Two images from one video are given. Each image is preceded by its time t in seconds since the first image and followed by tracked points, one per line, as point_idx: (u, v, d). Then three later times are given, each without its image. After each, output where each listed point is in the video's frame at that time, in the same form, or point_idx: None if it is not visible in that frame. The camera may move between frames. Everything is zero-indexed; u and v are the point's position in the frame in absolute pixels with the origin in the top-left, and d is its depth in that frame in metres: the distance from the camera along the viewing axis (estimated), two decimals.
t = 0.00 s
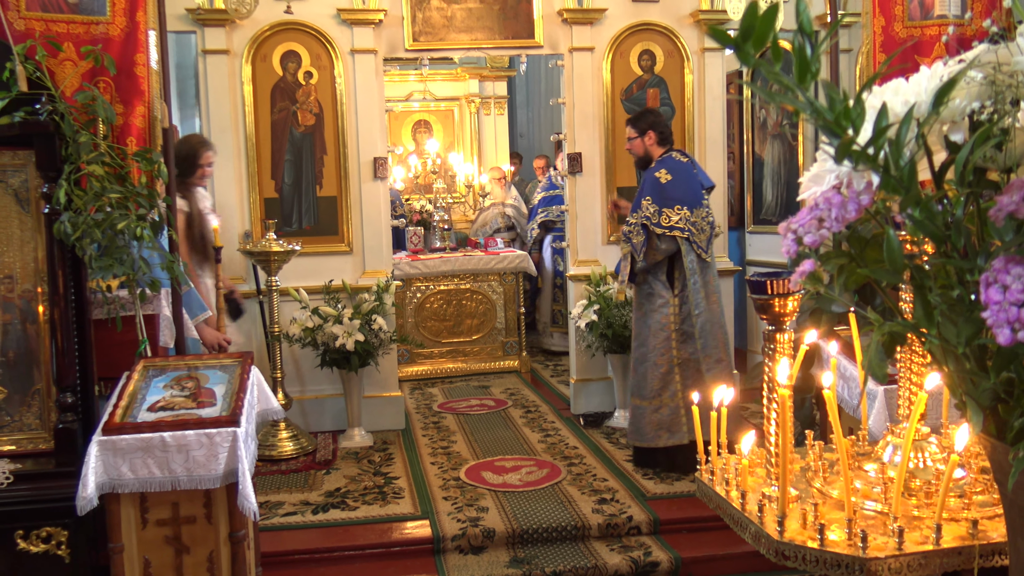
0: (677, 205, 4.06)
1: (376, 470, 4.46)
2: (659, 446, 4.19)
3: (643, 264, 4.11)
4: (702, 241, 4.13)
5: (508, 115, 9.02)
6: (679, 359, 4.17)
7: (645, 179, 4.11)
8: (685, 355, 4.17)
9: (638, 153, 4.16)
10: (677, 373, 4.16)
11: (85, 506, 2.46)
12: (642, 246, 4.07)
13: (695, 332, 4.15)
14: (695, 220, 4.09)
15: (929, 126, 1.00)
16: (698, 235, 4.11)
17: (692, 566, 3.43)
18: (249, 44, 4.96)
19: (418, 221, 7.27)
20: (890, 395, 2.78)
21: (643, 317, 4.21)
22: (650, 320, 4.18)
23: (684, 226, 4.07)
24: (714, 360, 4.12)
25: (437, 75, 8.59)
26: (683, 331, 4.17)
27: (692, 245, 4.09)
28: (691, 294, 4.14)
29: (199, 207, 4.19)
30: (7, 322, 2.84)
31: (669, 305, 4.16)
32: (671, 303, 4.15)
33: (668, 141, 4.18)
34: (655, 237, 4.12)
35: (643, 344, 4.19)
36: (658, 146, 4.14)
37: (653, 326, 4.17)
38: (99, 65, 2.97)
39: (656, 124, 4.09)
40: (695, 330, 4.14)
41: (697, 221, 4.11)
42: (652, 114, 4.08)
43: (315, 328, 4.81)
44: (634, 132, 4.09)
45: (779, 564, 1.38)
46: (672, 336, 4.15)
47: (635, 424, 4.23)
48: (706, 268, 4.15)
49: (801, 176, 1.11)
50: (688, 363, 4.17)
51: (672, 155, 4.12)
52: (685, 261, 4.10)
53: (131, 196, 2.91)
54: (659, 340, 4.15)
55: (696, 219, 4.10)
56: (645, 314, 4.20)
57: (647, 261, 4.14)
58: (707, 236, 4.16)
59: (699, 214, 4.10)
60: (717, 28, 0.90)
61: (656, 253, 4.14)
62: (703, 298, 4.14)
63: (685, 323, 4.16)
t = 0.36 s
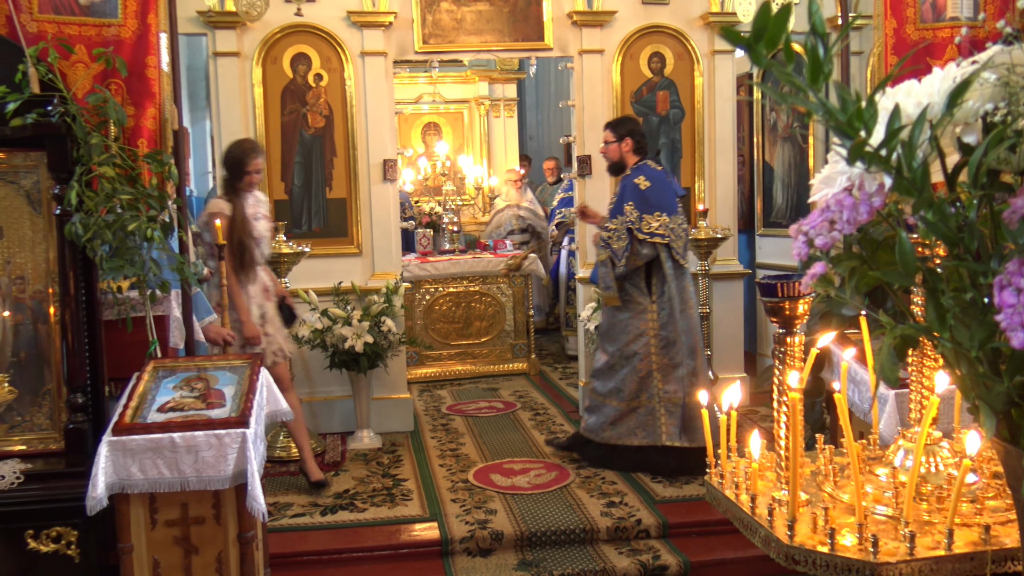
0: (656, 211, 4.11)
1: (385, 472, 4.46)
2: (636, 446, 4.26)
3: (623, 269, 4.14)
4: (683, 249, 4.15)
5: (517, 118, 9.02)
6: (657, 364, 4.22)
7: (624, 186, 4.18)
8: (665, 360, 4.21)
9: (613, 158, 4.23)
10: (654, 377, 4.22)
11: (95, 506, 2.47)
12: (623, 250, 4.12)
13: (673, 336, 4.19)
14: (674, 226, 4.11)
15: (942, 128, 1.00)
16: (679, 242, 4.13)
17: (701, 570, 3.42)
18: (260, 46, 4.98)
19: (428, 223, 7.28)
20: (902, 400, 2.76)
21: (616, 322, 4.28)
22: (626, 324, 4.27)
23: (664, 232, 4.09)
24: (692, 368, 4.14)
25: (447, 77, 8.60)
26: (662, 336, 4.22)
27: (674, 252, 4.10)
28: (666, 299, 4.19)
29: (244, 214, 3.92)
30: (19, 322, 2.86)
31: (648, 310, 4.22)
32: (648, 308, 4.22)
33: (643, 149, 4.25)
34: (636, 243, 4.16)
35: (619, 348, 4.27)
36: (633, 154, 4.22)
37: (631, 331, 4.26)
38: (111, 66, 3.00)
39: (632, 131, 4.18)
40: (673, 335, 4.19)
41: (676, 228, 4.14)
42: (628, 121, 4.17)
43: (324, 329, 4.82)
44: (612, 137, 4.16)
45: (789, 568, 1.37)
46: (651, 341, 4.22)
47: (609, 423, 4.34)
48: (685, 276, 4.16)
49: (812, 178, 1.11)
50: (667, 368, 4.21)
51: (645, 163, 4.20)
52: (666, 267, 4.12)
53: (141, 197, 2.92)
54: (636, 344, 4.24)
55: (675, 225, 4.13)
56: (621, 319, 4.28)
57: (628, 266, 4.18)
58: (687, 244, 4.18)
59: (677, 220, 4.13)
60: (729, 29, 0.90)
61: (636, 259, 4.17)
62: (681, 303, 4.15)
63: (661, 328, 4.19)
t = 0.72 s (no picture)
0: (629, 206, 4.14)
1: (399, 471, 4.47)
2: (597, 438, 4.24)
3: (592, 262, 4.13)
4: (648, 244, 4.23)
5: (532, 118, 9.02)
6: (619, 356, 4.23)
7: (596, 179, 4.17)
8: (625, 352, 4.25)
9: (583, 153, 4.23)
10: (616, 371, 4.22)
11: (111, 503, 2.48)
12: (593, 243, 4.11)
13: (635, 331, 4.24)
14: (644, 221, 4.17)
15: (965, 125, 0.99)
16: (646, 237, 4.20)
17: (715, 572, 3.40)
18: (276, 46, 5.00)
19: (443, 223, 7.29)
20: (920, 401, 2.73)
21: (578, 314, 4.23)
22: (588, 318, 4.22)
23: (635, 227, 4.14)
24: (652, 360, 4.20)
25: (462, 77, 8.61)
26: (623, 329, 4.25)
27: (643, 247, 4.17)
28: (631, 293, 4.23)
29: (298, 207, 3.57)
30: (37, 320, 2.87)
31: (610, 303, 4.22)
32: (612, 300, 4.22)
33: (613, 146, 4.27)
34: (606, 237, 4.16)
35: (580, 342, 4.23)
36: (602, 149, 4.23)
37: (592, 324, 4.22)
38: (128, 66, 3.04)
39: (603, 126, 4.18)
40: (636, 328, 4.24)
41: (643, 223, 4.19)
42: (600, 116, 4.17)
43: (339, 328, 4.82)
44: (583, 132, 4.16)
45: (805, 571, 1.36)
46: (614, 333, 4.22)
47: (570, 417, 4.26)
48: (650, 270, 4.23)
49: (831, 176, 1.10)
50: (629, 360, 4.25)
51: (615, 158, 4.22)
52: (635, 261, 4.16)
53: (158, 196, 2.94)
54: (598, 337, 4.21)
55: (644, 221, 4.19)
56: (583, 313, 4.23)
57: (596, 259, 4.17)
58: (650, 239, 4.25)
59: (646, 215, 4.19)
60: (748, 23, 0.89)
61: (607, 252, 4.17)
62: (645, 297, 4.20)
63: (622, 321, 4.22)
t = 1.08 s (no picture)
0: (604, 209, 4.03)
1: (405, 469, 4.46)
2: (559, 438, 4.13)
3: (568, 264, 4.02)
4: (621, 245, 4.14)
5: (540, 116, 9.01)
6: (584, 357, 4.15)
7: (571, 180, 4.04)
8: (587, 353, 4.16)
9: (553, 154, 4.10)
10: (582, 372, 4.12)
11: (118, 500, 2.48)
12: (569, 245, 4.00)
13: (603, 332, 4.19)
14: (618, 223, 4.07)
15: (976, 119, 0.98)
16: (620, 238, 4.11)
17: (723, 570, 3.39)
18: (283, 44, 5.00)
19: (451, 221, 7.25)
20: (929, 400, 2.71)
21: (546, 315, 4.10)
22: (559, 317, 4.09)
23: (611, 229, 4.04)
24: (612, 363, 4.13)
25: (470, 75, 8.59)
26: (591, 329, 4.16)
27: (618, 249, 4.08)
28: (602, 295, 4.14)
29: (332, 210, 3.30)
30: (44, 317, 2.87)
31: (581, 304, 4.12)
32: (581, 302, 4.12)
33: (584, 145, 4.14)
34: (581, 239, 4.05)
35: (547, 343, 4.11)
36: (575, 149, 4.11)
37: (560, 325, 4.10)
38: (135, 64, 3.06)
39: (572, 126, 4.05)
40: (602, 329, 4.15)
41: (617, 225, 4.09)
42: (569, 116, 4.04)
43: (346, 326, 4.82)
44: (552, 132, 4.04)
45: (813, 571, 1.35)
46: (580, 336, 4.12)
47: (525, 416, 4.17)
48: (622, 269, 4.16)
49: (840, 171, 1.09)
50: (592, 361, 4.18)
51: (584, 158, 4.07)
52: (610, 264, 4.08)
53: (165, 193, 2.95)
54: (567, 338, 4.11)
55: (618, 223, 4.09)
56: (553, 311, 4.10)
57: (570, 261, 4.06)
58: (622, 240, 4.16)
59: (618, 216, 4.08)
60: (756, 13, 0.88)
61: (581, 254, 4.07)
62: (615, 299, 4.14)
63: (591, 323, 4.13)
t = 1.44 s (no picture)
0: (555, 210, 4.06)
1: (410, 468, 4.46)
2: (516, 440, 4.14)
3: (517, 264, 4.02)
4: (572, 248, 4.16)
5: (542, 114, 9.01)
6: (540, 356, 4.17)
7: (525, 183, 4.05)
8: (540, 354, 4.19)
9: (511, 154, 4.13)
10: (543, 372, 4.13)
11: (123, 501, 2.49)
12: (518, 245, 4.00)
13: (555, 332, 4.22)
14: (569, 226, 4.10)
15: (979, 113, 0.98)
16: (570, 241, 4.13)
17: (728, 568, 3.38)
18: (285, 43, 5.00)
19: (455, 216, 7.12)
20: (934, 396, 2.70)
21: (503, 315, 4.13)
22: (513, 318, 4.12)
23: (559, 230, 4.05)
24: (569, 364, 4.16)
25: (472, 73, 8.58)
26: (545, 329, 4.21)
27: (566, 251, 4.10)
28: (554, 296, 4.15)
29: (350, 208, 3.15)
30: (48, 319, 2.87)
31: (534, 305, 4.14)
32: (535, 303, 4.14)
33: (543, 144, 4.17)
34: (530, 240, 4.05)
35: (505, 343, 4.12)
36: (531, 148, 4.14)
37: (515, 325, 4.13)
38: (137, 65, 3.07)
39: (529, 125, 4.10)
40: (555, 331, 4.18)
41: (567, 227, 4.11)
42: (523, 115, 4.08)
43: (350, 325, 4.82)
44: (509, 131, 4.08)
45: (818, 568, 1.35)
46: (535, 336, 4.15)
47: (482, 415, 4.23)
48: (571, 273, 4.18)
49: (842, 167, 1.08)
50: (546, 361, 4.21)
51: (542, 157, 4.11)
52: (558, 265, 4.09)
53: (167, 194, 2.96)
54: (521, 338, 4.13)
55: (569, 225, 4.12)
56: (508, 314, 4.13)
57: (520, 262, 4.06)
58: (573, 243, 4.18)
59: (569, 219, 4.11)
60: (756, 8, 0.87)
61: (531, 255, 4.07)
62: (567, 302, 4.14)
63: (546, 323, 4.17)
